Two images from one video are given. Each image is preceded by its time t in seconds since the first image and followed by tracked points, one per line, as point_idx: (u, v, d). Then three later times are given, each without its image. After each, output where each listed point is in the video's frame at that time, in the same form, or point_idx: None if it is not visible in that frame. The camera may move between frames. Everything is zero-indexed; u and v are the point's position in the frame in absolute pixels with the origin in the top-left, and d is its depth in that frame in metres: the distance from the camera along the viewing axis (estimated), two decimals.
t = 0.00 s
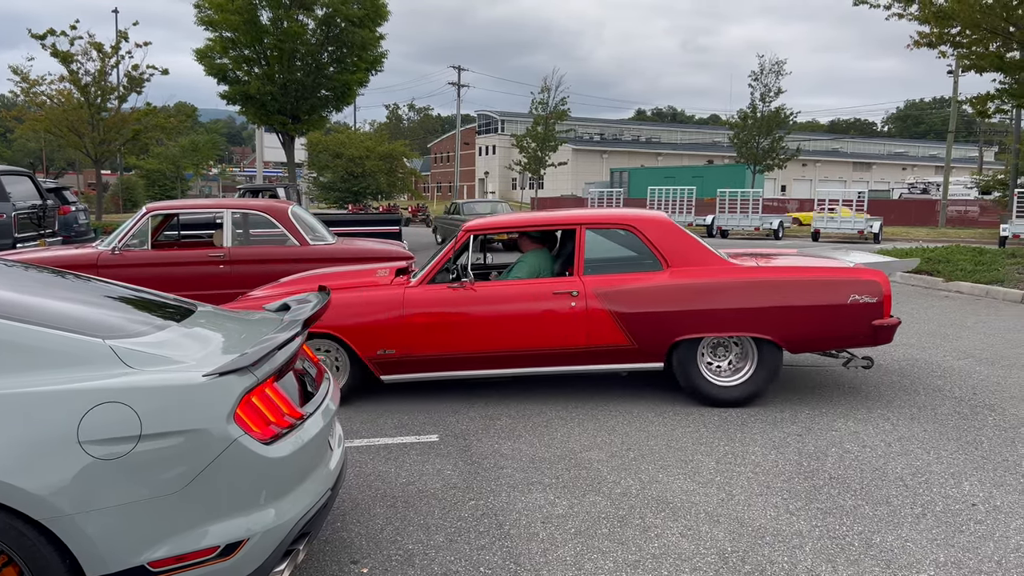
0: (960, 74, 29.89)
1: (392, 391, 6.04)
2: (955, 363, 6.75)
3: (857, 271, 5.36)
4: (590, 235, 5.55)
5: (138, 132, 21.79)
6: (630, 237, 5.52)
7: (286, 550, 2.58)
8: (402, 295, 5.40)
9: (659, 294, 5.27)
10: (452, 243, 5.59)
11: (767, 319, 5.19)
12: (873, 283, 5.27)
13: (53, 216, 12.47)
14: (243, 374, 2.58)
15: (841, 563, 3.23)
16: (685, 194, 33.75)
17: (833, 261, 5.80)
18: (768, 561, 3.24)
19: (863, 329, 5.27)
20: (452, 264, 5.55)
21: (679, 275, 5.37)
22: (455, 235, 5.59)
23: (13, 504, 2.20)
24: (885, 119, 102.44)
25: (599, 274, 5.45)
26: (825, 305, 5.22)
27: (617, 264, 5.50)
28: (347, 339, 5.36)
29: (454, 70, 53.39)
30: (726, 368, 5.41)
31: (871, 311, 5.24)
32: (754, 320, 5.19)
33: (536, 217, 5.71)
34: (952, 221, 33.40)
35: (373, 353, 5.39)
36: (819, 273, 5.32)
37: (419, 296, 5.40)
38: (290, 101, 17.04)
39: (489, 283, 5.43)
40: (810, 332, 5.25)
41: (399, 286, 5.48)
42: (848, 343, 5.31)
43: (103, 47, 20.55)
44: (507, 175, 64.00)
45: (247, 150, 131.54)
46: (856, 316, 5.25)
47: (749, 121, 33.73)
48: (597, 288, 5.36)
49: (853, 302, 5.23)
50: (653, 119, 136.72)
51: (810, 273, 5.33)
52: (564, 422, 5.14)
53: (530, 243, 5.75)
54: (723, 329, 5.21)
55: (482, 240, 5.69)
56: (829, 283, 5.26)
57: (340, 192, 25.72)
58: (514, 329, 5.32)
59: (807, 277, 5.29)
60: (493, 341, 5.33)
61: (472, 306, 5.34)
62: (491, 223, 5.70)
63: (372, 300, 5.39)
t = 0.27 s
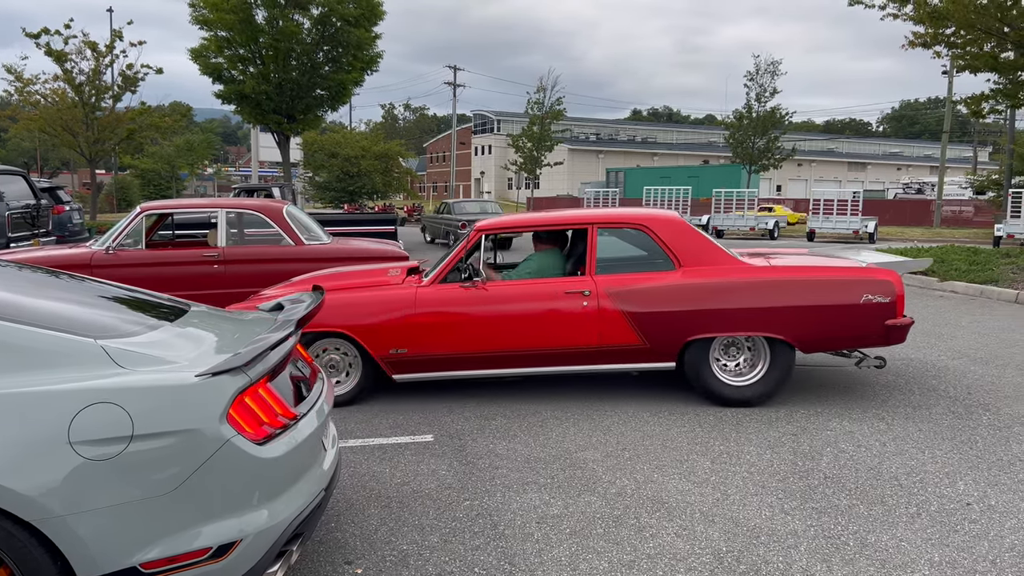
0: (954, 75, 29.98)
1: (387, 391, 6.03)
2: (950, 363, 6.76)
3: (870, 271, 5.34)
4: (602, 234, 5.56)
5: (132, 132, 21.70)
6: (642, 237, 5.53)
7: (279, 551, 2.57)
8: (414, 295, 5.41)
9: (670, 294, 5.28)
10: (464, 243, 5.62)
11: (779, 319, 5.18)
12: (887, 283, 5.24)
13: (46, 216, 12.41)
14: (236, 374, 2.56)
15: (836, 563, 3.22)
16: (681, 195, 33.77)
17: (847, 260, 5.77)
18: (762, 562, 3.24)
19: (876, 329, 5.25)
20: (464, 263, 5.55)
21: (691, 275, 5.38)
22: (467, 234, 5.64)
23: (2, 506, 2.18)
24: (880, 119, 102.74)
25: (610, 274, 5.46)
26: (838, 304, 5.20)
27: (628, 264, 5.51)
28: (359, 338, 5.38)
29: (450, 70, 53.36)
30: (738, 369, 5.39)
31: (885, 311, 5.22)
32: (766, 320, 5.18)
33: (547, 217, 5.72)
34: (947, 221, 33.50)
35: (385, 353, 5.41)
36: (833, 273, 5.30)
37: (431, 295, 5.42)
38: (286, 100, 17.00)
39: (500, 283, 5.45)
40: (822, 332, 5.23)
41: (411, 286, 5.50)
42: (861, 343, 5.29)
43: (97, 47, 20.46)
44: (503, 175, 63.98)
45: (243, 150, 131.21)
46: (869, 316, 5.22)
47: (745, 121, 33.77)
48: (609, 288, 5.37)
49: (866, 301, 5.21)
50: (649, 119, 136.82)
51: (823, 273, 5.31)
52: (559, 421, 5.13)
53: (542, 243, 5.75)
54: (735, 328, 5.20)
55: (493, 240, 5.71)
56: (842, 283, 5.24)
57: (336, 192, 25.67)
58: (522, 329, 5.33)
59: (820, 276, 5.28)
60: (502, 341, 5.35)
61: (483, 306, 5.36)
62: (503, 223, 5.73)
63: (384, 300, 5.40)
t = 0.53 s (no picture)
0: (943, 76, 30.18)
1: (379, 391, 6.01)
2: (941, 362, 6.81)
3: (879, 271, 5.36)
4: (610, 234, 5.57)
5: (121, 131, 21.54)
6: (651, 237, 5.54)
7: (271, 553, 2.55)
8: (422, 295, 5.41)
9: (679, 293, 5.29)
10: (473, 242, 5.61)
11: (788, 318, 5.19)
12: (895, 283, 5.25)
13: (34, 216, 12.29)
14: (227, 375, 2.54)
15: (828, 563, 3.24)
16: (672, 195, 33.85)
17: (854, 260, 5.78)
18: (755, 562, 3.24)
19: (884, 329, 5.27)
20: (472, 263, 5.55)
21: (699, 274, 5.39)
22: (475, 234, 5.62)
23: None
24: (869, 120, 103.39)
25: (618, 274, 5.46)
26: (846, 304, 5.21)
27: (637, 264, 5.52)
28: (367, 338, 5.38)
29: (441, 70, 53.24)
30: (747, 369, 5.42)
31: (893, 310, 5.23)
32: (775, 319, 5.19)
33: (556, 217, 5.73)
34: (935, 221, 33.73)
35: (394, 352, 5.41)
36: (841, 273, 5.32)
37: (440, 295, 5.42)
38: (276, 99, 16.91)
39: (509, 283, 5.46)
40: (831, 331, 5.25)
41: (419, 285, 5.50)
42: (869, 343, 5.30)
43: (85, 45, 20.29)
44: (494, 175, 63.96)
45: (233, 150, 130.65)
46: (877, 315, 5.24)
47: (735, 121, 33.89)
48: (618, 288, 5.38)
49: (874, 301, 5.23)
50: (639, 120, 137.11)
51: (832, 272, 5.32)
52: (551, 422, 5.13)
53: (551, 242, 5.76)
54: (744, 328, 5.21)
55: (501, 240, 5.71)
56: (851, 282, 5.25)
57: (326, 191, 25.58)
58: (528, 329, 5.34)
59: (829, 276, 5.29)
60: (508, 341, 5.36)
61: (491, 306, 5.37)
62: (511, 222, 5.72)
63: (392, 300, 5.40)
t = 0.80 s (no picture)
0: (927, 78, 30.47)
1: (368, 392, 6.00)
2: (926, 362, 6.88)
3: (883, 271, 5.39)
4: (616, 234, 5.60)
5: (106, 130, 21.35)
6: (656, 237, 5.57)
7: (260, 554, 2.54)
8: (426, 295, 5.42)
9: (685, 292, 5.31)
10: (478, 242, 5.62)
11: (793, 318, 5.22)
12: (899, 282, 5.28)
13: (17, 214, 12.17)
14: (215, 375, 2.53)
15: (816, 561, 3.26)
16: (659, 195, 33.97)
17: (858, 260, 5.81)
18: (744, 561, 3.26)
19: (889, 328, 5.29)
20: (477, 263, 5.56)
21: (704, 274, 5.42)
22: (480, 233, 5.63)
23: None
24: (855, 120, 104.23)
25: (624, 274, 5.49)
26: (851, 304, 5.24)
27: (642, 263, 5.54)
28: (373, 337, 5.39)
29: (429, 69, 53.12)
30: (752, 367, 5.43)
31: (897, 310, 5.26)
32: (780, 319, 5.22)
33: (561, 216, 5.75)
34: (919, 222, 34.07)
35: (399, 351, 5.42)
36: (845, 273, 5.35)
37: (447, 294, 5.44)
38: (263, 99, 16.83)
39: (514, 282, 5.48)
40: (835, 331, 5.28)
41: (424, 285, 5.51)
42: (874, 343, 5.33)
43: (70, 43, 20.09)
44: (482, 175, 63.94)
45: (219, 149, 129.71)
46: (882, 315, 5.27)
47: (723, 121, 34.07)
48: (623, 287, 5.39)
49: (878, 301, 5.26)
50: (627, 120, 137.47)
51: (836, 272, 5.35)
52: (540, 421, 5.14)
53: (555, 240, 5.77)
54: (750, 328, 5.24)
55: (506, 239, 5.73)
56: (855, 282, 5.28)
57: (314, 190, 25.49)
58: (531, 328, 5.35)
59: (834, 276, 5.32)
60: (509, 340, 5.38)
61: (496, 305, 5.38)
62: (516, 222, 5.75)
63: (398, 299, 5.41)
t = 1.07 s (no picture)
0: (918, 78, 30.64)
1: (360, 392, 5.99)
2: (916, 361, 6.93)
3: (891, 271, 5.40)
4: (624, 234, 5.61)
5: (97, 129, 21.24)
6: (664, 236, 5.59)
7: (251, 554, 2.54)
8: (435, 295, 5.44)
9: (693, 292, 5.33)
10: (487, 242, 5.64)
11: (801, 318, 5.23)
12: (907, 282, 5.29)
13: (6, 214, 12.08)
14: (206, 376, 2.52)
15: (807, 559, 3.29)
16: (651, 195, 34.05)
17: (866, 260, 5.82)
18: (735, 560, 3.28)
19: (896, 328, 5.31)
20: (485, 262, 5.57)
21: (712, 273, 5.44)
22: (489, 233, 5.66)
23: None
24: (846, 121, 104.71)
25: (632, 273, 5.50)
26: (859, 303, 5.26)
27: (650, 263, 5.56)
28: (382, 336, 5.40)
29: (422, 68, 53.02)
30: (761, 367, 5.46)
31: (905, 310, 5.27)
32: (788, 319, 5.24)
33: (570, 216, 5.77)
34: (910, 222, 34.27)
35: (408, 351, 5.43)
36: (854, 273, 5.36)
37: (455, 294, 5.45)
38: (255, 98, 16.78)
39: (522, 282, 5.50)
40: (843, 331, 5.30)
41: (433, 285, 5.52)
42: (882, 342, 5.34)
43: (60, 42, 19.97)
44: (475, 175, 63.91)
45: (210, 148, 129.16)
46: (890, 315, 5.28)
47: (714, 121, 34.17)
48: (630, 286, 5.41)
49: (886, 301, 5.27)
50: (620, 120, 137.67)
51: (844, 272, 5.37)
52: (533, 421, 5.15)
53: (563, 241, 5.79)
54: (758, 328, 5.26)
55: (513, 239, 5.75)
56: (863, 282, 5.30)
57: (305, 190, 25.43)
58: (535, 328, 5.38)
59: (842, 275, 5.33)
60: (514, 340, 5.40)
61: (503, 305, 5.40)
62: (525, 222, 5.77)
63: (406, 299, 5.42)
